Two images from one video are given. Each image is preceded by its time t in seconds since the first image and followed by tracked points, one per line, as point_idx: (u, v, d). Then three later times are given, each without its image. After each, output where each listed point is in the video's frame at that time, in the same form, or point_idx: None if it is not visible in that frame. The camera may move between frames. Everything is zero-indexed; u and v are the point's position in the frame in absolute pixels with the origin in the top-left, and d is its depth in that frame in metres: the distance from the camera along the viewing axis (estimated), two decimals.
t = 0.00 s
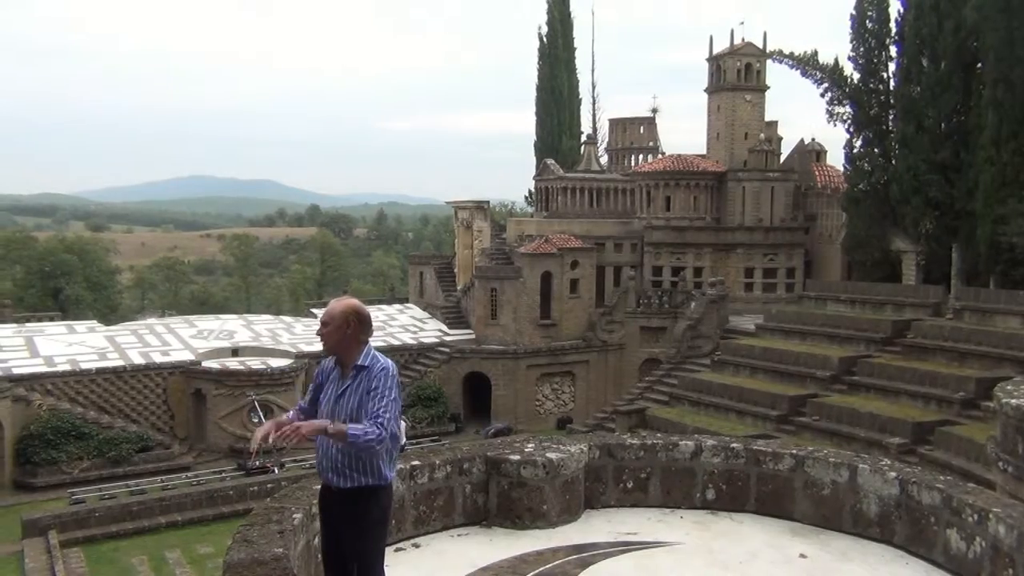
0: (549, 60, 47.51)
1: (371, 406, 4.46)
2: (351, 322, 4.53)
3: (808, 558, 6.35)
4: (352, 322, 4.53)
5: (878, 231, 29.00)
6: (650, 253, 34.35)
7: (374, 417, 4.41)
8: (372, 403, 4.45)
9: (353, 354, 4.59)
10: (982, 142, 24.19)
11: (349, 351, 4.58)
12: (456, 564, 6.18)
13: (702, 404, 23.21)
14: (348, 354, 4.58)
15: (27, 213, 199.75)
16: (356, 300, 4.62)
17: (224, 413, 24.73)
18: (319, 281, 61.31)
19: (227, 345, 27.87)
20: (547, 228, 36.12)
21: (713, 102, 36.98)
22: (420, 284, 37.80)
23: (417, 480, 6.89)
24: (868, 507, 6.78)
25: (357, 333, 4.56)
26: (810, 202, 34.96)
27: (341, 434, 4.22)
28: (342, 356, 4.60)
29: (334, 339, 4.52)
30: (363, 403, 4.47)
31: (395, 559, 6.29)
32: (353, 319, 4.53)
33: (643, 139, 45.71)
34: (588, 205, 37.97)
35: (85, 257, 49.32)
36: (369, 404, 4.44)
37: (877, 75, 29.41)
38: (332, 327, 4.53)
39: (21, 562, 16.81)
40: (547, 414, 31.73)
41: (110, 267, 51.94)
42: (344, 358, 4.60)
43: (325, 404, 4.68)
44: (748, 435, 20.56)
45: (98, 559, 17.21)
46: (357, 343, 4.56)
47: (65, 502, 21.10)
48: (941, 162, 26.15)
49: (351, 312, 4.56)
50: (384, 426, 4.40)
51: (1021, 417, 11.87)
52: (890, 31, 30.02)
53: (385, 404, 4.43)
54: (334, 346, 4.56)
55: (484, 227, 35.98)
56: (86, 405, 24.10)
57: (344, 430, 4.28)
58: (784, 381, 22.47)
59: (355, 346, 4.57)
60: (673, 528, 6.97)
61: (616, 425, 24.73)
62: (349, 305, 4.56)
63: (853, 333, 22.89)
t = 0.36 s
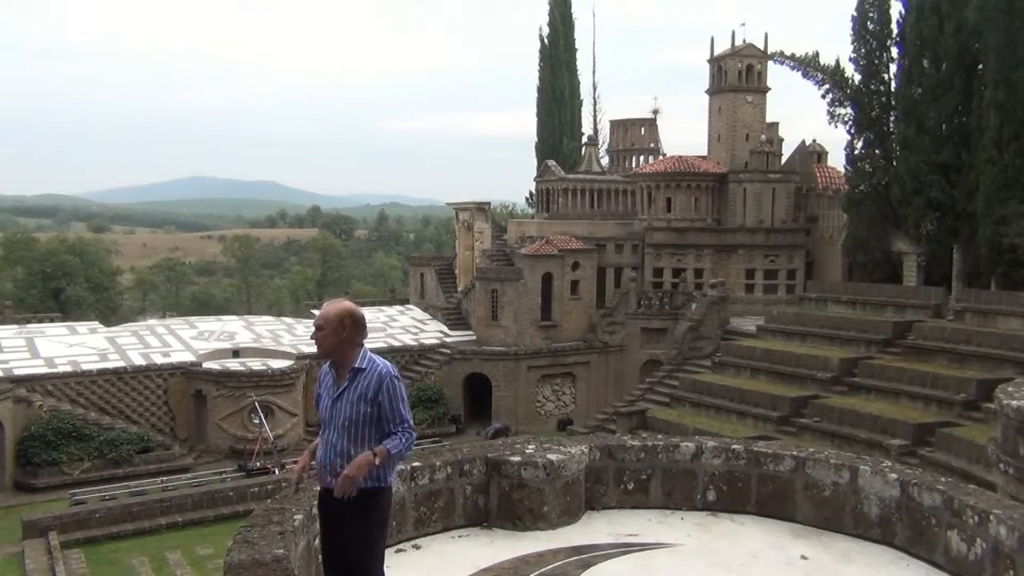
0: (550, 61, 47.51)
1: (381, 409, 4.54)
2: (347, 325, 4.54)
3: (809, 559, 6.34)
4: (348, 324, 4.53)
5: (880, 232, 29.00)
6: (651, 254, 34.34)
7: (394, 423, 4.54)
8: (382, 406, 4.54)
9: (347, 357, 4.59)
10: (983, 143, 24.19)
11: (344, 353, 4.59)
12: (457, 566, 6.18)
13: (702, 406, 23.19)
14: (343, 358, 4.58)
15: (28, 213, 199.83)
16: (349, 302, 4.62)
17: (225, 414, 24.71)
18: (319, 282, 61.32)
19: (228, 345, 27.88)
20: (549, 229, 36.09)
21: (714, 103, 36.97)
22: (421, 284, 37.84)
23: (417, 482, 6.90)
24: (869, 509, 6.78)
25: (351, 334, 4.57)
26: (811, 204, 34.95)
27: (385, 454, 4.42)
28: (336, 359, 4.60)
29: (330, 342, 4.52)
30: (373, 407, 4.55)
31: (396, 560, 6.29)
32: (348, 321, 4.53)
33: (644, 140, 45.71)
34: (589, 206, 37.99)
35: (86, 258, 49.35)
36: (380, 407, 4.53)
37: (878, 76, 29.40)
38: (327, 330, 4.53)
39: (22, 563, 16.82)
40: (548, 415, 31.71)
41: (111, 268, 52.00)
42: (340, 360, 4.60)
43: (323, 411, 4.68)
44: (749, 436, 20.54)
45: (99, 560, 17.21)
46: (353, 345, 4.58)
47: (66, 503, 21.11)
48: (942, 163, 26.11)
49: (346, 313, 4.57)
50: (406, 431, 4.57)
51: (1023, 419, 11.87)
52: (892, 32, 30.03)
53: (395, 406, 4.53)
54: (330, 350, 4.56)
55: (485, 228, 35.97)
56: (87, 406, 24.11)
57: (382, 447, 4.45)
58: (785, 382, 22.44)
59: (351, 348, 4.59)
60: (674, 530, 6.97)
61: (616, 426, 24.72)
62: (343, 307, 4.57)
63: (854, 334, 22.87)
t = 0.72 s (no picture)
0: (551, 61, 47.50)
1: (381, 409, 4.56)
2: (353, 325, 4.57)
3: (810, 560, 6.34)
4: (354, 324, 4.57)
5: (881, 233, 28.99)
6: (652, 255, 34.33)
7: (391, 424, 4.55)
8: (383, 406, 4.56)
9: (352, 356, 4.62)
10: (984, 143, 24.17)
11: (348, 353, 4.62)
12: (458, 566, 6.18)
13: (704, 406, 23.18)
14: (347, 357, 4.61)
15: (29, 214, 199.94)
16: (353, 302, 4.66)
17: (226, 415, 24.72)
18: (321, 283, 61.26)
19: (229, 345, 27.90)
20: (549, 229, 36.07)
21: (715, 104, 36.96)
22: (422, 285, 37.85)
23: (419, 482, 6.90)
24: (871, 510, 6.78)
25: (357, 334, 4.60)
26: (812, 204, 34.92)
27: (364, 447, 4.45)
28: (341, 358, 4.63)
29: (336, 342, 4.55)
30: (372, 407, 4.56)
31: (397, 561, 6.29)
32: (354, 322, 4.57)
33: (645, 140, 45.70)
34: (590, 206, 37.99)
35: (87, 258, 49.32)
36: (380, 407, 4.55)
37: (879, 77, 29.38)
38: (333, 330, 4.56)
39: (24, 563, 16.84)
40: (549, 416, 31.71)
41: (112, 268, 52.04)
42: (344, 360, 4.63)
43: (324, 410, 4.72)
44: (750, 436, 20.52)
45: (100, 561, 17.21)
46: (358, 346, 4.61)
47: (67, 503, 21.11)
48: (944, 164, 26.10)
49: (351, 313, 4.61)
50: (402, 432, 4.58)
51: None
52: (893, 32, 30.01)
53: (395, 406, 4.55)
54: (334, 349, 4.59)
55: (486, 229, 35.95)
56: (89, 407, 24.12)
57: (367, 443, 4.45)
58: (785, 382, 22.45)
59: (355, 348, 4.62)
60: (675, 530, 6.97)
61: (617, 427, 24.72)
62: (348, 307, 4.60)
63: (855, 335, 22.86)
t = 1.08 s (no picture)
0: (548, 60, 47.48)
1: (379, 408, 4.61)
2: (350, 325, 4.61)
3: (807, 559, 6.35)
4: (351, 323, 4.60)
5: (878, 232, 29.08)
6: (649, 254, 34.32)
7: (388, 424, 4.60)
8: (380, 406, 4.61)
9: (349, 356, 4.66)
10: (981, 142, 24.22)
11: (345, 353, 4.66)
12: (456, 565, 6.18)
13: (701, 405, 23.17)
14: (344, 357, 4.65)
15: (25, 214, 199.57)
16: (350, 301, 4.68)
17: (223, 415, 24.71)
18: (318, 282, 61.15)
19: (226, 345, 27.88)
20: (546, 228, 36.03)
21: (712, 103, 36.98)
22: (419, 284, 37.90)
23: (417, 481, 6.91)
24: (868, 509, 6.80)
25: (354, 334, 4.65)
26: (808, 204, 34.94)
27: (366, 449, 4.48)
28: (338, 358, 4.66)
29: (334, 342, 4.58)
30: (371, 407, 4.61)
31: (395, 560, 6.29)
32: (352, 321, 4.61)
33: (643, 140, 45.71)
34: (587, 206, 38.00)
35: (84, 258, 49.22)
36: (377, 406, 4.60)
37: (876, 76, 29.39)
38: (330, 329, 4.59)
39: (21, 563, 16.82)
40: (546, 415, 31.72)
41: (109, 268, 51.91)
42: (341, 360, 4.67)
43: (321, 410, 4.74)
44: (748, 435, 20.51)
45: (97, 561, 17.19)
46: (356, 345, 4.65)
47: (64, 503, 21.08)
48: (940, 163, 26.16)
49: (349, 311, 4.64)
50: (401, 432, 4.64)
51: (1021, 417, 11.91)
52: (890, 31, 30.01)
53: (394, 406, 4.59)
54: (331, 349, 4.63)
55: (484, 228, 35.93)
56: (86, 406, 24.09)
57: (366, 443, 4.50)
58: (782, 381, 22.46)
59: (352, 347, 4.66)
60: (673, 529, 6.97)
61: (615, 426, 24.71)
62: (346, 306, 4.63)
63: (852, 334, 22.89)
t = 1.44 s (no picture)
0: (545, 59, 47.46)
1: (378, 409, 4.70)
2: (348, 325, 4.68)
3: (803, 557, 6.36)
4: (349, 323, 4.67)
5: (874, 231, 29.14)
6: (646, 254, 34.15)
7: (385, 422, 4.68)
8: (377, 405, 4.69)
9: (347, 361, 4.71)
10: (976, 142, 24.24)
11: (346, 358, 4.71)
12: (452, 565, 6.17)
13: (698, 404, 23.17)
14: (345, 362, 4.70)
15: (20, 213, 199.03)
16: (346, 301, 4.76)
17: (219, 414, 24.67)
18: (315, 282, 61.09)
19: (222, 345, 27.84)
20: (543, 228, 35.99)
21: (708, 102, 37.00)
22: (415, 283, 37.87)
23: (413, 481, 6.92)
24: (864, 507, 6.81)
25: (351, 334, 4.71)
26: (804, 203, 34.98)
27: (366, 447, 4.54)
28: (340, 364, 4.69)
29: (333, 342, 4.64)
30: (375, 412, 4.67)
31: (391, 560, 6.28)
32: (350, 321, 4.68)
33: (639, 139, 45.71)
34: (583, 206, 38.02)
35: (79, 257, 49.11)
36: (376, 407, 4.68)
37: (872, 75, 29.51)
38: (329, 329, 4.64)
39: (17, 563, 16.80)
40: (542, 415, 31.74)
41: (105, 268, 51.80)
42: (338, 360, 4.72)
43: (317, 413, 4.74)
44: (744, 434, 20.52)
45: (94, 561, 17.17)
46: (352, 345, 4.72)
47: (60, 503, 21.03)
48: (936, 163, 26.28)
49: (349, 313, 4.70)
50: (398, 430, 4.73)
51: (1016, 417, 11.93)
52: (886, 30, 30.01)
53: (390, 404, 4.68)
54: (332, 351, 4.67)
55: (480, 228, 35.86)
56: (81, 406, 24.03)
57: (366, 440, 4.57)
58: (779, 380, 22.47)
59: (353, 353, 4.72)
60: (668, 529, 6.97)
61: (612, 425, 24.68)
62: (343, 306, 4.70)
63: (847, 334, 22.90)
